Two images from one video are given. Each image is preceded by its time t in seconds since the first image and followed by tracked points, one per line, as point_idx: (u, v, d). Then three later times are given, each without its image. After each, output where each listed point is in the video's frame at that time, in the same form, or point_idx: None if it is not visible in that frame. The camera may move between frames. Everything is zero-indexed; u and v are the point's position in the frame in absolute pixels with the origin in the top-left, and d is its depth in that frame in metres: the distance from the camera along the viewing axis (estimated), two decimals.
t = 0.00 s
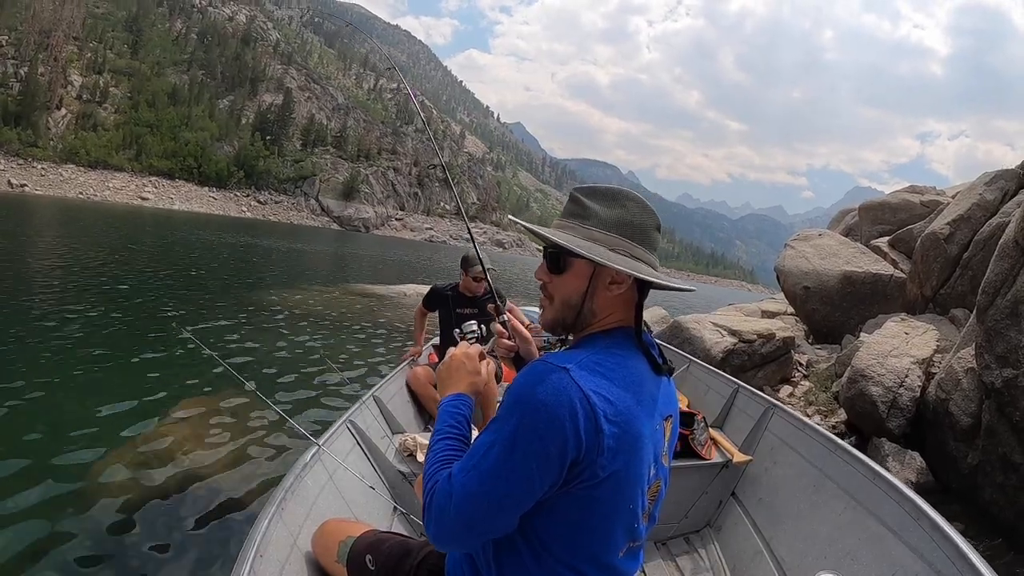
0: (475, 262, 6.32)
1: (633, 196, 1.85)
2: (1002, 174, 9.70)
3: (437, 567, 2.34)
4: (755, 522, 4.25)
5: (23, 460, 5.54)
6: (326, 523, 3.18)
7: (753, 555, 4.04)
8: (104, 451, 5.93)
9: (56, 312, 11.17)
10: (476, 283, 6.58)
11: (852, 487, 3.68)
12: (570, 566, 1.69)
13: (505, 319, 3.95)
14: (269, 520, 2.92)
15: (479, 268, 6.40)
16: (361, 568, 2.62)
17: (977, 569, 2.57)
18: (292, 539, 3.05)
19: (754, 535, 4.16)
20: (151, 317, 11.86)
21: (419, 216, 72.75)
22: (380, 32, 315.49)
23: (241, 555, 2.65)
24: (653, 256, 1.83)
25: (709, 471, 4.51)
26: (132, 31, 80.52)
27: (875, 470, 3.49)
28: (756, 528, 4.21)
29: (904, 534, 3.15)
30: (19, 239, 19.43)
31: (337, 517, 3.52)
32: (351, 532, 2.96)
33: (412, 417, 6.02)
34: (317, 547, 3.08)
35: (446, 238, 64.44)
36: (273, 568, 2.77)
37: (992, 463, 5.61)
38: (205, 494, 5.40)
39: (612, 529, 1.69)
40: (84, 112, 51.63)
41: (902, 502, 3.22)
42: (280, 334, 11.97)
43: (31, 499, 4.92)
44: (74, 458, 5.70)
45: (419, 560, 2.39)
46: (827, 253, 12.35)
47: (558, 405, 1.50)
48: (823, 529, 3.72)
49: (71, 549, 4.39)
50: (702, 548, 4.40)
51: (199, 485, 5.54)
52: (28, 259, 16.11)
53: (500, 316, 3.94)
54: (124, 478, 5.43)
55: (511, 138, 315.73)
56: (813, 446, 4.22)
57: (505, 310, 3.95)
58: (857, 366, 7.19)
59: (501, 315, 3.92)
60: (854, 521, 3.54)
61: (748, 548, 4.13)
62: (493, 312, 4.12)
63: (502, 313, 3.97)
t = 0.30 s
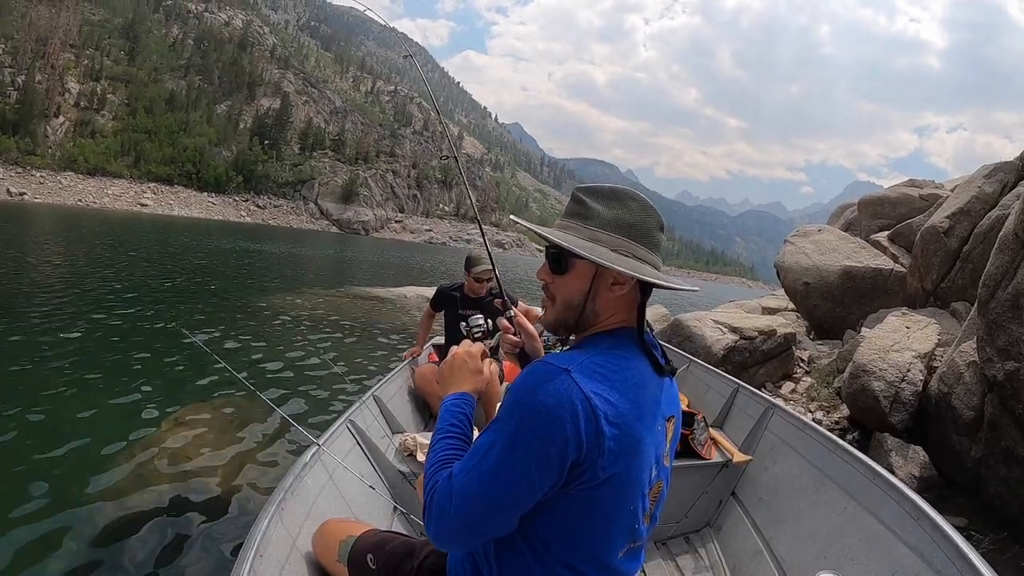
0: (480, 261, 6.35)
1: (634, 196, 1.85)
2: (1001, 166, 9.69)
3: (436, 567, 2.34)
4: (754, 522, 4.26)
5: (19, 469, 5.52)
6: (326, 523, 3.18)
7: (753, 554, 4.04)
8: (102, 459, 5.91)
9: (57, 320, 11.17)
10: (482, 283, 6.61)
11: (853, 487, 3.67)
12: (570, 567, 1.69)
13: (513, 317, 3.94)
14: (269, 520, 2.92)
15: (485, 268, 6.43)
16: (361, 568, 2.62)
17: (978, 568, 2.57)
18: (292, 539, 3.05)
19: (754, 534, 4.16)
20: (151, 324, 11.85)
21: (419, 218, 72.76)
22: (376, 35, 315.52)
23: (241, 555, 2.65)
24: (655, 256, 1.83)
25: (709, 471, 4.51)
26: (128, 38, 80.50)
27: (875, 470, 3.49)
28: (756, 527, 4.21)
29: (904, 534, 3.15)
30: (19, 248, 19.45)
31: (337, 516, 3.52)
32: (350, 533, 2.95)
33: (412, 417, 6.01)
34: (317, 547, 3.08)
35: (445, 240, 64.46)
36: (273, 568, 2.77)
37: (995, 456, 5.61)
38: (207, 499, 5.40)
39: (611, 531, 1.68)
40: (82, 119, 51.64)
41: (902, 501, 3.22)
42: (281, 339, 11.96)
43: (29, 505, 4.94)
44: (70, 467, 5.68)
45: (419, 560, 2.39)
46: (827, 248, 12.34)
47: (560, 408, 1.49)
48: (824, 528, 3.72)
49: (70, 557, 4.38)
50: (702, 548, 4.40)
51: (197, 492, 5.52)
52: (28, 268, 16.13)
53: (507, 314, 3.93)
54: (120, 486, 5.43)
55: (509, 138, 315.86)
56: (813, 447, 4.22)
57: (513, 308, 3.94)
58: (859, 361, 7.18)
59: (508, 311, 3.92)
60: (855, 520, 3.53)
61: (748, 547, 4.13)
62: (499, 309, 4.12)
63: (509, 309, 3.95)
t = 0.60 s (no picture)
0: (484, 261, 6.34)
1: (639, 197, 1.85)
2: (1000, 164, 9.70)
3: (436, 566, 2.34)
4: (755, 522, 4.24)
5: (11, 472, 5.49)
6: (326, 523, 3.18)
7: (753, 554, 4.03)
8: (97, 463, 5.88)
9: (58, 323, 11.19)
10: (486, 283, 6.60)
11: (854, 486, 3.67)
12: (571, 566, 1.68)
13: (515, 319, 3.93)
14: (268, 520, 2.91)
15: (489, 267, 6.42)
16: (361, 568, 2.62)
17: (978, 568, 2.56)
18: (292, 538, 3.05)
19: (755, 534, 4.15)
20: (152, 327, 11.88)
21: (418, 220, 72.86)
22: (375, 37, 315.71)
23: (241, 555, 2.64)
24: (657, 257, 1.83)
25: (709, 471, 4.50)
26: (128, 42, 80.59)
27: (875, 470, 3.49)
28: (756, 528, 4.20)
29: (905, 534, 3.14)
30: (20, 252, 19.49)
31: (337, 516, 3.52)
32: (350, 533, 2.95)
33: (412, 418, 6.00)
34: (317, 548, 3.08)
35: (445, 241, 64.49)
36: (273, 568, 2.77)
37: (997, 454, 5.60)
38: (208, 501, 5.41)
39: (613, 530, 1.68)
40: (81, 123, 51.69)
41: (903, 502, 3.21)
42: (282, 341, 11.97)
43: (27, 507, 4.96)
44: (63, 471, 5.64)
45: (419, 559, 2.39)
46: (827, 247, 12.33)
47: (563, 407, 1.49)
48: (824, 528, 3.71)
49: (70, 561, 4.38)
50: (702, 548, 4.40)
51: (197, 493, 5.54)
52: (30, 272, 16.17)
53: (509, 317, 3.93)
54: (117, 488, 5.42)
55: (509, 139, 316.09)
56: (814, 447, 4.21)
57: (515, 310, 3.93)
58: (860, 359, 7.17)
59: (510, 314, 3.91)
60: (855, 520, 3.53)
61: (748, 548, 4.12)
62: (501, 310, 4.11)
63: (511, 311, 3.95)
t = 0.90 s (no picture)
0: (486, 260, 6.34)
1: (642, 197, 1.85)
2: (1001, 166, 9.70)
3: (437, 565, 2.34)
4: (754, 522, 4.24)
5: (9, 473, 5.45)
6: (325, 523, 3.17)
7: (753, 554, 4.03)
8: (97, 463, 5.88)
9: (57, 322, 11.19)
10: (489, 283, 6.60)
11: (854, 487, 3.67)
12: (572, 564, 1.68)
13: (515, 319, 3.93)
14: (269, 519, 2.91)
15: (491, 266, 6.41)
16: (361, 567, 2.62)
17: (978, 569, 2.56)
18: (292, 538, 3.05)
19: (755, 534, 4.15)
20: (152, 325, 11.88)
21: (419, 220, 72.89)
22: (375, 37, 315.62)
23: (241, 554, 2.65)
24: (660, 256, 1.83)
25: (709, 471, 4.50)
26: (129, 40, 80.52)
27: (876, 470, 3.49)
28: (756, 528, 4.20)
29: (905, 534, 3.14)
30: (20, 249, 19.47)
31: (337, 516, 3.51)
32: (350, 532, 2.95)
33: (412, 418, 5.99)
34: (317, 548, 3.08)
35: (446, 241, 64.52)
36: (273, 568, 2.77)
37: (997, 456, 5.59)
38: (208, 501, 5.41)
39: (614, 529, 1.68)
40: (82, 121, 51.65)
41: (903, 502, 3.21)
42: (282, 340, 11.98)
43: (28, 505, 4.97)
44: (64, 469, 5.65)
45: (419, 559, 2.39)
46: (828, 248, 12.32)
47: (564, 405, 1.49)
48: (824, 528, 3.71)
49: (71, 558, 4.39)
50: (702, 548, 4.40)
51: (197, 492, 5.55)
52: (30, 270, 16.17)
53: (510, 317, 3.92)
54: (118, 488, 5.42)
55: (509, 139, 316.16)
56: (814, 447, 4.20)
57: (516, 310, 3.93)
58: (861, 360, 7.17)
59: (511, 315, 3.90)
60: (855, 521, 3.53)
61: (748, 547, 4.12)
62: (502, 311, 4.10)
63: (512, 312, 3.94)
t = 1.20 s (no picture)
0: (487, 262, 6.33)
1: (638, 198, 1.84)
2: (1002, 167, 9.69)
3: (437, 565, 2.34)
4: (755, 523, 4.24)
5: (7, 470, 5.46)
6: (325, 523, 3.17)
7: (753, 554, 4.03)
8: (98, 459, 5.91)
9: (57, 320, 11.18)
10: (490, 285, 6.60)
11: (854, 487, 3.66)
12: (571, 565, 1.68)
13: (512, 319, 3.92)
14: (269, 518, 2.92)
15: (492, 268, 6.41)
16: (361, 567, 2.62)
17: (977, 569, 2.56)
18: (293, 537, 3.05)
19: (754, 535, 4.15)
20: (152, 325, 11.88)
21: (419, 219, 72.93)
22: (376, 36, 315.56)
23: (241, 554, 2.65)
24: (656, 256, 1.83)
25: (709, 471, 4.50)
26: (130, 39, 80.46)
27: (875, 470, 3.48)
28: (756, 528, 4.20)
29: (905, 535, 3.13)
30: (21, 248, 19.46)
31: (337, 516, 3.51)
32: (351, 533, 2.95)
33: (412, 419, 5.98)
34: (317, 547, 3.08)
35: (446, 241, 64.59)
36: (273, 568, 2.77)
37: (998, 457, 5.57)
38: (208, 500, 5.40)
39: (613, 528, 1.68)
40: (82, 119, 51.62)
41: (903, 503, 3.20)
42: (281, 339, 11.97)
43: (31, 502, 5.00)
44: (65, 466, 5.68)
45: (418, 560, 2.39)
46: (828, 249, 12.31)
47: (562, 404, 1.49)
48: (824, 529, 3.71)
49: (72, 557, 4.39)
50: (702, 548, 4.40)
51: (198, 491, 5.56)
52: (30, 268, 16.17)
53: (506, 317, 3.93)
54: (117, 486, 5.44)
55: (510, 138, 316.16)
56: (814, 447, 4.20)
57: (512, 310, 3.92)
58: (861, 362, 7.16)
59: (507, 314, 3.90)
60: (855, 521, 3.52)
61: (748, 547, 4.12)
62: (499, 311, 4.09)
63: (508, 312, 3.93)
